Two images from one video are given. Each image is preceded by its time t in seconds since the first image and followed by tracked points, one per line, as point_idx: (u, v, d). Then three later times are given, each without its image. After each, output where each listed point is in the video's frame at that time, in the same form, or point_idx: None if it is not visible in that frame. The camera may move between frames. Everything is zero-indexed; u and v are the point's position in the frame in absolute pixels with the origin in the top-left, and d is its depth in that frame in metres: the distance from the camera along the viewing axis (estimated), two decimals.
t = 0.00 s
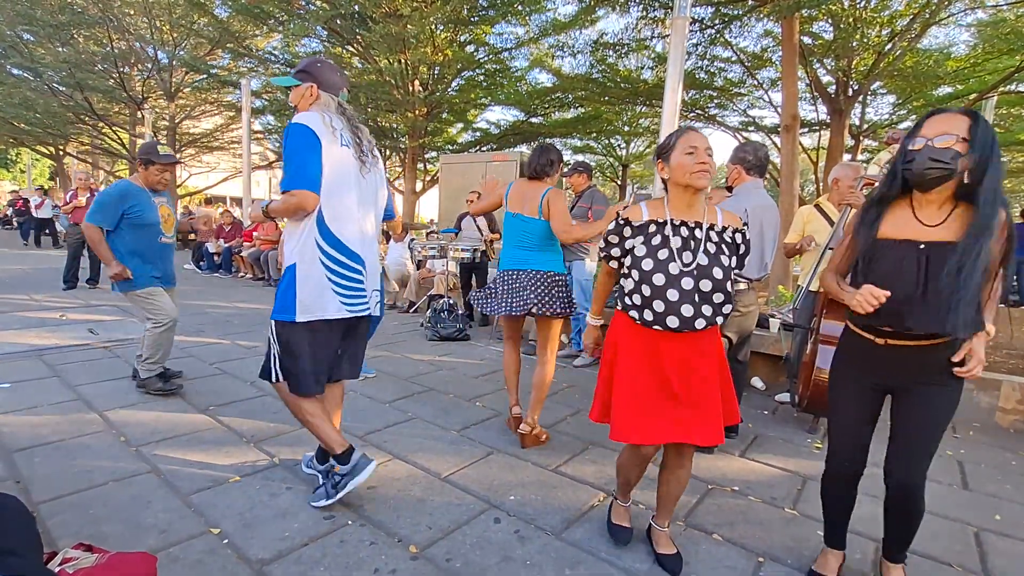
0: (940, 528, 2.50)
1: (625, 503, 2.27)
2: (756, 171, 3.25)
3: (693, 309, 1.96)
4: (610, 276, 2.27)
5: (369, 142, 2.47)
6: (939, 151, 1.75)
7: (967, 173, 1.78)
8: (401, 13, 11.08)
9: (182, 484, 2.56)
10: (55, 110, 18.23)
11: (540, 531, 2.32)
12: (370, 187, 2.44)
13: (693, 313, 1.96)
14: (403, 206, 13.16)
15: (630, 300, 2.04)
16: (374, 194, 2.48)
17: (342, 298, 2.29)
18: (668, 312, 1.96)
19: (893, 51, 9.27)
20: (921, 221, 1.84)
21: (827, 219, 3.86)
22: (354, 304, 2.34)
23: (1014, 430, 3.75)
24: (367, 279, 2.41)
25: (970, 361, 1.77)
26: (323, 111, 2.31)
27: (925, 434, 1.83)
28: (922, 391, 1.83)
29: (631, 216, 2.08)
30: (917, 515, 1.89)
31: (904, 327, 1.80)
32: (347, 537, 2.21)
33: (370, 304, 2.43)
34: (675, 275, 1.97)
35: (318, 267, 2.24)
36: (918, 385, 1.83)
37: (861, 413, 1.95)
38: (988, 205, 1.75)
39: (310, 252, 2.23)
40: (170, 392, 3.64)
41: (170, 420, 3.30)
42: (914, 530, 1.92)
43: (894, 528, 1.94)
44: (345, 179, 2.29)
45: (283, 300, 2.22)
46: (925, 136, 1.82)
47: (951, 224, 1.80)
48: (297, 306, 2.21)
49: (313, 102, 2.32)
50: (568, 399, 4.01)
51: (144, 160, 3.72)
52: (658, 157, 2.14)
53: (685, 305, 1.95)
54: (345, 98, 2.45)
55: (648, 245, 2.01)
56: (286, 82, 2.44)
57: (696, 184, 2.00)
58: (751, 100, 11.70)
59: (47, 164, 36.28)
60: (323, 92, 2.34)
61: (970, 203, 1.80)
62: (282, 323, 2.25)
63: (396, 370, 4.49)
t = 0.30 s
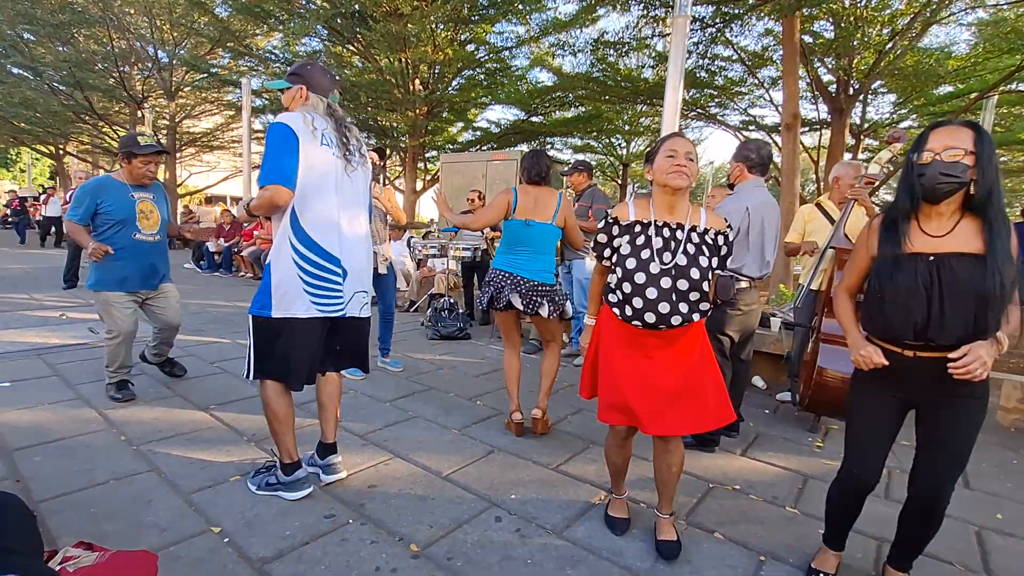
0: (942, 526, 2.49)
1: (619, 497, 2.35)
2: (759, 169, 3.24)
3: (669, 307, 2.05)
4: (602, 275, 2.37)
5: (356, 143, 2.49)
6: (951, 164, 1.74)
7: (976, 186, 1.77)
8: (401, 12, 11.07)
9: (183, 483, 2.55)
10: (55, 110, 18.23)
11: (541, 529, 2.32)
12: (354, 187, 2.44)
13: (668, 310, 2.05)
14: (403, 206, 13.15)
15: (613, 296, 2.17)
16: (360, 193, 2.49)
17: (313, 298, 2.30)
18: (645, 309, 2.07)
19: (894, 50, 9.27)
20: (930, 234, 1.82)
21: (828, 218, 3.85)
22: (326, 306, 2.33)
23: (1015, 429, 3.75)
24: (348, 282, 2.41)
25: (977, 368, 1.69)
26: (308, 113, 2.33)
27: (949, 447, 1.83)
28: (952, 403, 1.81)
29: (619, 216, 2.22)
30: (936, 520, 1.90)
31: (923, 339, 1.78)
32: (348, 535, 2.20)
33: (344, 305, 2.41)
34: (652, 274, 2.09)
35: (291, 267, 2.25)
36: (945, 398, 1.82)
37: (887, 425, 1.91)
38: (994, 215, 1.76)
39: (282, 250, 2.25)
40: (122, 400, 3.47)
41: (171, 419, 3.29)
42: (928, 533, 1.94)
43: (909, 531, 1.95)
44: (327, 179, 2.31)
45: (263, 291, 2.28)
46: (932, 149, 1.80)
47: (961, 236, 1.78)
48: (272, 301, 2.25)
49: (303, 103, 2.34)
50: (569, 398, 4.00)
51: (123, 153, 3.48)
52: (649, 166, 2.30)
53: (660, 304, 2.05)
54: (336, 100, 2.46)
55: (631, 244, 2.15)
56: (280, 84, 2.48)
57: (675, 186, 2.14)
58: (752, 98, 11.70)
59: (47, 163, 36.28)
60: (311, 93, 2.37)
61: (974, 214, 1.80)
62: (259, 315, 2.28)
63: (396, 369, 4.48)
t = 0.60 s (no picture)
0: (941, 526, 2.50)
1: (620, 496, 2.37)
2: (760, 169, 3.24)
3: (666, 291, 2.18)
4: (609, 266, 2.45)
5: (353, 135, 2.42)
6: (943, 163, 1.82)
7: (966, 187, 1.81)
8: (401, 11, 11.08)
9: (184, 482, 2.55)
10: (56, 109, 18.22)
11: (541, 529, 2.32)
12: (358, 181, 2.42)
13: (666, 295, 2.18)
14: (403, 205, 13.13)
15: (619, 282, 2.29)
16: (365, 187, 2.46)
17: (324, 295, 2.29)
18: (647, 293, 2.20)
19: (894, 50, 9.27)
20: (914, 227, 1.91)
21: (828, 218, 3.86)
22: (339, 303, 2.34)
23: (1015, 429, 3.75)
24: (357, 278, 2.41)
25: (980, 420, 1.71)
26: (302, 106, 2.31)
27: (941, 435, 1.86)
28: (930, 394, 1.87)
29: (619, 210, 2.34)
30: (934, 516, 1.90)
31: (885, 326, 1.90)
32: (348, 535, 2.20)
33: (352, 300, 2.41)
34: (649, 262, 2.20)
35: (297, 263, 2.24)
36: (934, 390, 1.86)
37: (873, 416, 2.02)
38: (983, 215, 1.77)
39: (291, 251, 2.25)
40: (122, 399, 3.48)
41: (172, 417, 3.30)
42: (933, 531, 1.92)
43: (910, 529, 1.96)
44: (327, 177, 2.29)
45: (269, 296, 2.27)
46: (939, 144, 1.87)
47: (944, 232, 1.84)
48: (280, 302, 2.24)
49: (301, 94, 2.32)
50: (569, 398, 4.00)
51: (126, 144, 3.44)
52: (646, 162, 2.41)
53: (657, 289, 2.18)
54: (333, 88, 2.43)
55: (629, 234, 2.27)
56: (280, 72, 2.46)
57: (669, 182, 2.24)
58: (752, 98, 11.70)
59: (48, 163, 36.30)
60: (309, 83, 2.34)
61: (965, 213, 1.84)
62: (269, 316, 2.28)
63: (397, 368, 4.48)
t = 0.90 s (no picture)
0: (941, 525, 2.50)
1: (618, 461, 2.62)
2: (760, 169, 3.24)
3: (662, 292, 2.30)
4: (607, 267, 2.48)
5: (382, 136, 2.47)
6: (968, 159, 1.79)
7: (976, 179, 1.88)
8: (402, 11, 11.08)
9: (184, 482, 2.55)
10: (56, 108, 18.20)
11: (541, 528, 2.32)
12: (386, 181, 2.46)
13: (664, 296, 2.30)
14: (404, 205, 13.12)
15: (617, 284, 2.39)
16: (391, 187, 2.51)
17: (364, 292, 2.33)
18: (644, 293, 2.31)
19: (895, 49, 9.27)
20: (936, 221, 1.89)
21: (828, 217, 3.85)
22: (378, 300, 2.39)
23: (1015, 428, 3.75)
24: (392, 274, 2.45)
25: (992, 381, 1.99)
26: (334, 105, 2.30)
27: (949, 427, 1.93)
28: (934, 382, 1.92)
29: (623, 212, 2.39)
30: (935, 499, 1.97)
31: (925, 325, 1.87)
32: (348, 534, 2.20)
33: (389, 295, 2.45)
34: (650, 264, 2.30)
35: (343, 262, 2.26)
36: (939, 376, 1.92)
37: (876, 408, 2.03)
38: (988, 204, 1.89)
39: (335, 251, 2.24)
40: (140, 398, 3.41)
41: (172, 417, 3.30)
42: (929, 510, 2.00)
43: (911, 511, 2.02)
44: (367, 176, 2.33)
45: (311, 298, 2.24)
46: (966, 141, 1.81)
47: (963, 224, 1.87)
48: (326, 304, 2.23)
49: (325, 93, 2.31)
50: (569, 397, 4.00)
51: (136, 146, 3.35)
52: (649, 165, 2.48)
53: (654, 289, 2.29)
54: (356, 88, 2.42)
55: (632, 236, 2.34)
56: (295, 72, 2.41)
57: (671, 187, 2.33)
58: (753, 98, 11.69)
59: (48, 162, 36.29)
60: (333, 82, 2.32)
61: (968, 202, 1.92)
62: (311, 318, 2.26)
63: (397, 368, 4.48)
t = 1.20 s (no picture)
0: (941, 526, 2.50)
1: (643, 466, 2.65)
2: (762, 169, 3.24)
3: (652, 296, 2.44)
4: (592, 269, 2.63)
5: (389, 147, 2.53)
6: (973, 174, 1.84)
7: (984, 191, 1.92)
8: (401, 11, 11.09)
9: (184, 482, 2.56)
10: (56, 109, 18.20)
11: (541, 528, 2.32)
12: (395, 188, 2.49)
13: (653, 299, 2.44)
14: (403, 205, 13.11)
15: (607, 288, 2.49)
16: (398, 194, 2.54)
17: (369, 299, 2.31)
18: (634, 297, 2.43)
19: (895, 49, 9.28)
20: (954, 235, 1.91)
21: (829, 217, 3.86)
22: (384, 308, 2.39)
23: (1015, 428, 3.75)
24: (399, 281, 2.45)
25: None
26: (344, 109, 2.30)
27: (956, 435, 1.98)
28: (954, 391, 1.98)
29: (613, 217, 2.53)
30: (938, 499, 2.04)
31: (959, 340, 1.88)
32: (348, 535, 2.21)
33: (394, 305, 2.46)
34: (639, 269, 2.44)
35: (352, 267, 2.26)
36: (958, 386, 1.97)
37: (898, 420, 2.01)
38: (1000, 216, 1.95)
39: (343, 252, 2.24)
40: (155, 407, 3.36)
41: (173, 417, 3.30)
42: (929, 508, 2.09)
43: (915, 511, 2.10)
44: (378, 180, 2.35)
45: (318, 299, 2.23)
46: (948, 160, 1.88)
47: (981, 236, 1.91)
48: (334, 307, 2.22)
49: (332, 102, 2.31)
50: (570, 397, 4.00)
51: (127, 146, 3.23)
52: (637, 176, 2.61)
53: (645, 293, 2.43)
54: (364, 98, 2.44)
55: (624, 242, 2.47)
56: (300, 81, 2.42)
57: (657, 196, 2.45)
58: (752, 97, 11.69)
59: (49, 163, 36.28)
60: (341, 90, 2.33)
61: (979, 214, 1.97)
62: (315, 322, 2.25)
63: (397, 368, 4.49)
